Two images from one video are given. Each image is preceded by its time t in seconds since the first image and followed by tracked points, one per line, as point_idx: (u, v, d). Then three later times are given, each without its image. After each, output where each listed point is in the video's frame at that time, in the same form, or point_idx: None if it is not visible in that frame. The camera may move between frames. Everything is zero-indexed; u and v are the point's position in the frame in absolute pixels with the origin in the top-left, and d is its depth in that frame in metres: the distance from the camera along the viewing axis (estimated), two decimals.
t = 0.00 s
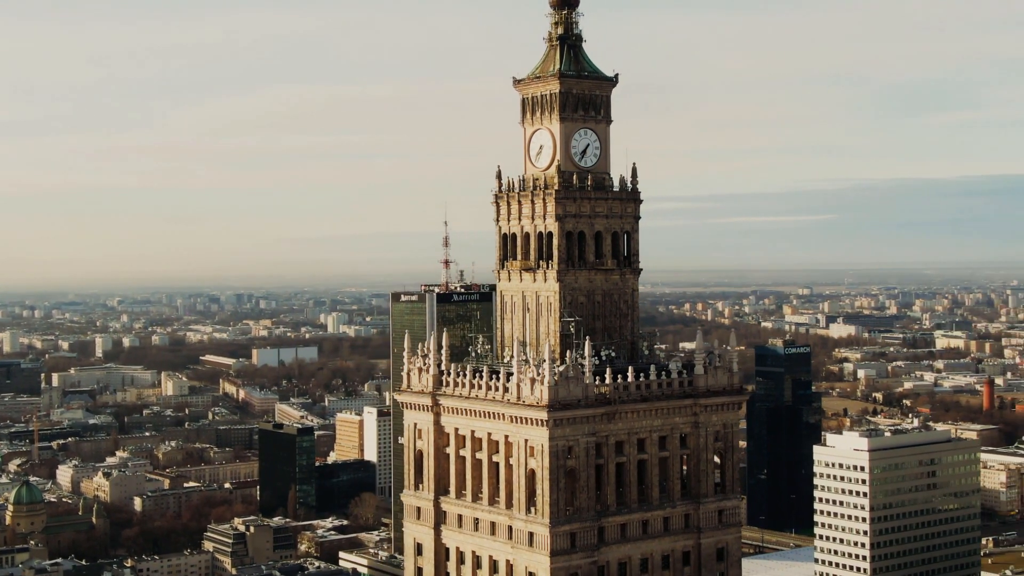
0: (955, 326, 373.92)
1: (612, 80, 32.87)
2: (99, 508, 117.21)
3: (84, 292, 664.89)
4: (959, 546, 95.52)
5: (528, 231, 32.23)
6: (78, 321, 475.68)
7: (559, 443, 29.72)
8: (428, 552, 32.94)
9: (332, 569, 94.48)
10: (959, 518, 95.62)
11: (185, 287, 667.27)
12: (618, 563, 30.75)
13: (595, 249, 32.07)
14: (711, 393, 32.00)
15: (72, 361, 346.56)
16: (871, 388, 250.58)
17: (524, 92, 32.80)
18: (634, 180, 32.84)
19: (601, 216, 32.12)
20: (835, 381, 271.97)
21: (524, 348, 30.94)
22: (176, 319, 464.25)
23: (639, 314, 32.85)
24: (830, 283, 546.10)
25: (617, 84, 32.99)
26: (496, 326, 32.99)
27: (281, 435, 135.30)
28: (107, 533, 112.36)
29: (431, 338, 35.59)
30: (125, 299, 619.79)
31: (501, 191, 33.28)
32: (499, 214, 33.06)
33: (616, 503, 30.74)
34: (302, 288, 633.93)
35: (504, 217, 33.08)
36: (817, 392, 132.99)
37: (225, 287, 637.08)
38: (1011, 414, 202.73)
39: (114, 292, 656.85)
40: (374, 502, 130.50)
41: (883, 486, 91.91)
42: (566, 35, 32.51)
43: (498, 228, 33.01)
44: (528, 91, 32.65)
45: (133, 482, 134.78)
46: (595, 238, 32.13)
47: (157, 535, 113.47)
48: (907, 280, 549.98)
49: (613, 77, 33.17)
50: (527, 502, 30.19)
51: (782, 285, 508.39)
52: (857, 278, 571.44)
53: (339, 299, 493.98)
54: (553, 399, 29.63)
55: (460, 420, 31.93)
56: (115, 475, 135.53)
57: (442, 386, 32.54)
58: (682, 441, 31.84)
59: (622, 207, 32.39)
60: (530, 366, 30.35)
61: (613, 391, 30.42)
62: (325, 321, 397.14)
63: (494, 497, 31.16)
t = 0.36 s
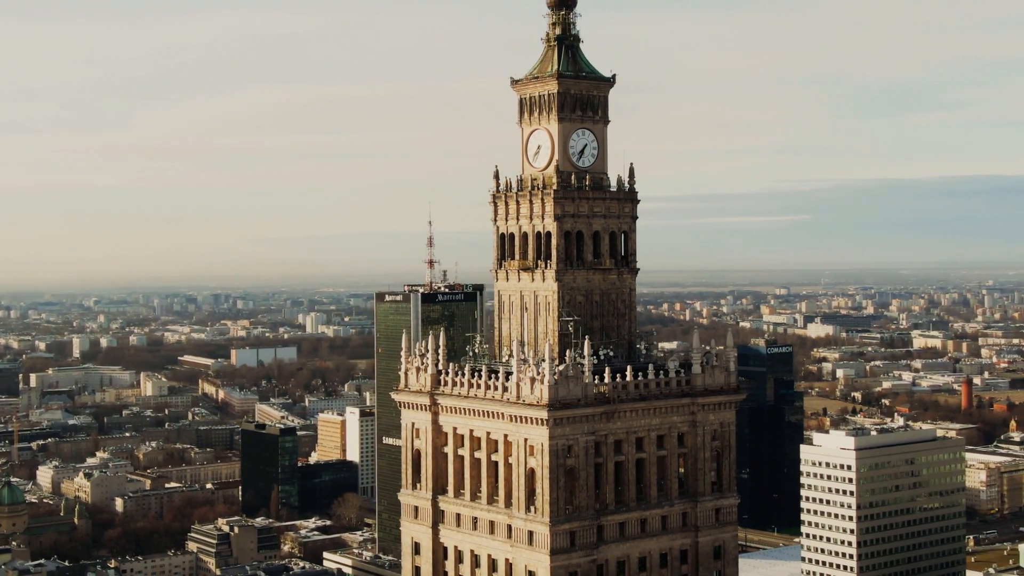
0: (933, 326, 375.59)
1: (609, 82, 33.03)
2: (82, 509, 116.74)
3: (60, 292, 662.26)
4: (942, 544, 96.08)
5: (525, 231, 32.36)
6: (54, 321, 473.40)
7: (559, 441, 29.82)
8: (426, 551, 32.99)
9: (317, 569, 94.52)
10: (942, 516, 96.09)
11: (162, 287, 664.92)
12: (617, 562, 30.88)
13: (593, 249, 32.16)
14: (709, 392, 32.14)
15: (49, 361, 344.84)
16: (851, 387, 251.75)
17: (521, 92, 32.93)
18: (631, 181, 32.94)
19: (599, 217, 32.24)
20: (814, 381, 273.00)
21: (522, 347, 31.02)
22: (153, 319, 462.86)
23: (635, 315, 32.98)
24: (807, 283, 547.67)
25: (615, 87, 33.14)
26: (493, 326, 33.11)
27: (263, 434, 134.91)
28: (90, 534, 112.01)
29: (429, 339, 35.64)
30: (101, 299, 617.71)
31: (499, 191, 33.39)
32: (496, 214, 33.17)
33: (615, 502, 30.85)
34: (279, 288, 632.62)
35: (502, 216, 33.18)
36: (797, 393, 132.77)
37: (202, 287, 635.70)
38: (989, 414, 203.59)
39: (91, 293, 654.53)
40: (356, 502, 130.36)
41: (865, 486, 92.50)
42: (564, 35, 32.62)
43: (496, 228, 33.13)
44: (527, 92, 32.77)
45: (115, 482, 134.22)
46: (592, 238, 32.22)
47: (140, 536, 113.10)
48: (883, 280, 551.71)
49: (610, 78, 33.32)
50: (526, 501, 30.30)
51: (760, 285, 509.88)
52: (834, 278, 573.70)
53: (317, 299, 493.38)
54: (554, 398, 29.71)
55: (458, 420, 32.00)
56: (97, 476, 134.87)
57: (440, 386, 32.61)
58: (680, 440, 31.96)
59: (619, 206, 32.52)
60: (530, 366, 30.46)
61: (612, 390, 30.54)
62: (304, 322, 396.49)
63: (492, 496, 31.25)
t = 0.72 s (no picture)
0: (908, 326, 377.57)
1: (606, 83, 33.18)
2: (63, 511, 116.32)
3: (34, 292, 659.65)
4: (928, 542, 96.89)
5: (522, 231, 32.50)
6: (28, 321, 471.35)
7: (558, 441, 29.95)
8: (424, 551, 33.08)
9: (301, 569, 94.52)
10: (927, 515, 96.78)
11: (138, 287, 662.98)
12: (616, 561, 31.03)
13: (591, 248, 32.29)
14: (706, 391, 32.27)
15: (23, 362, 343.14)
16: (829, 386, 253.09)
17: (520, 92, 33.03)
18: (628, 181, 33.05)
19: (596, 217, 32.40)
20: (792, 381, 273.93)
21: (521, 347, 31.10)
22: (128, 320, 461.44)
23: (632, 314, 33.10)
24: (782, 283, 549.07)
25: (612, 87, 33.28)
26: (491, 325, 33.21)
27: (244, 435, 134.69)
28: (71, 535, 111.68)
29: (425, 340, 35.67)
30: (75, 299, 615.85)
31: (496, 190, 33.50)
32: (494, 213, 33.27)
33: (615, 500, 30.98)
34: (255, 288, 631.41)
35: (499, 216, 33.28)
36: (778, 391, 133.17)
37: (177, 287, 634.23)
38: (966, 413, 204.67)
39: (65, 293, 652.30)
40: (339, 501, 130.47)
41: (851, 486, 93.14)
42: (563, 36, 32.73)
43: (493, 227, 33.25)
44: (525, 92, 32.88)
45: (94, 483, 133.61)
46: (590, 238, 32.35)
47: (122, 537, 112.79)
48: (858, 280, 554.38)
49: (608, 79, 33.43)
50: (526, 500, 30.38)
51: (736, 285, 511.59)
52: (809, 278, 576.29)
53: (293, 299, 492.75)
54: (553, 397, 29.83)
55: (457, 420, 32.07)
56: (77, 476, 134.25)
57: (439, 385, 32.68)
58: (677, 439, 32.10)
59: (616, 206, 32.66)
60: (530, 365, 30.53)
61: (611, 389, 30.68)
62: (281, 322, 395.72)
63: (492, 495, 31.35)
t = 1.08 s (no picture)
0: (885, 326, 379.12)
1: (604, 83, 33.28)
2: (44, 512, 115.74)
3: (10, 292, 656.80)
4: (914, 541, 97.73)
5: (521, 230, 32.58)
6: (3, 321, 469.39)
7: (559, 439, 30.04)
8: (422, 550, 33.14)
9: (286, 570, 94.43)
10: (913, 514, 97.60)
11: (114, 287, 660.87)
12: (615, 559, 31.16)
13: (589, 248, 32.39)
14: (703, 390, 32.40)
15: None
16: (808, 386, 253.92)
17: (517, 92, 33.14)
18: (624, 181, 33.17)
19: (594, 217, 32.52)
20: (772, 380, 274.63)
21: (520, 346, 31.16)
22: (105, 320, 459.93)
23: (629, 313, 33.22)
24: (760, 284, 550.73)
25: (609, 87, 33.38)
26: (489, 324, 33.31)
27: (227, 435, 134.32)
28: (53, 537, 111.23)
29: (423, 340, 35.72)
30: (51, 299, 613.74)
31: (494, 191, 33.58)
32: (491, 214, 33.37)
33: (614, 499, 31.10)
34: (233, 288, 630.17)
35: (497, 216, 33.36)
36: (761, 390, 134.01)
37: (154, 287, 632.39)
38: (945, 413, 205.38)
39: (41, 293, 649.90)
40: (321, 502, 130.43)
41: (839, 484, 93.68)
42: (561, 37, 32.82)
43: (491, 227, 33.34)
44: (522, 93, 32.97)
45: (75, 485, 132.83)
46: (587, 238, 32.46)
47: (104, 538, 112.31)
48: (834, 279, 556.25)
49: (604, 79, 33.53)
50: (526, 499, 30.46)
51: (714, 285, 512.81)
52: (785, 278, 578.14)
53: (271, 299, 491.91)
54: (554, 396, 29.91)
55: (457, 419, 32.15)
56: (57, 477, 133.50)
57: (436, 384, 32.74)
58: (674, 438, 32.25)
59: (614, 206, 32.75)
60: (529, 364, 30.60)
61: (610, 388, 30.78)
62: (259, 322, 394.75)
63: (490, 494, 31.47)
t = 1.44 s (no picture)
0: (861, 326, 380.67)
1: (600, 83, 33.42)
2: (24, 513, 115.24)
3: None
4: (898, 540, 98.29)
5: (520, 231, 32.70)
6: None
7: (558, 438, 30.15)
8: (420, 550, 33.23)
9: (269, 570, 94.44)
10: (898, 512, 98.20)
11: (89, 287, 658.71)
12: (613, 558, 31.28)
13: (587, 248, 32.52)
14: (701, 389, 32.54)
15: None
16: (785, 386, 254.76)
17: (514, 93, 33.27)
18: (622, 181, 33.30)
19: (591, 217, 32.65)
20: (748, 380, 275.27)
21: (520, 346, 31.24)
22: (80, 320, 458.21)
23: (626, 312, 33.34)
24: (736, 284, 552.25)
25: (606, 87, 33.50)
26: (487, 323, 33.43)
27: (208, 437, 134.07)
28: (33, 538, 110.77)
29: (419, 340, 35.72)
30: (25, 299, 611.68)
31: (492, 193, 33.67)
32: (488, 214, 33.51)
33: (612, 498, 31.22)
34: (209, 288, 628.69)
35: (495, 216, 33.48)
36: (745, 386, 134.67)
37: (130, 288, 630.46)
38: (923, 413, 206.22)
39: (16, 293, 647.57)
40: (303, 502, 130.31)
41: (825, 483, 94.23)
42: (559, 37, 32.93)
43: (487, 227, 33.45)
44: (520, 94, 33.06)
45: (55, 486, 132.24)
46: (585, 238, 32.57)
47: (85, 538, 111.93)
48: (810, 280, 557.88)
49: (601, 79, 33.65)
50: (525, 498, 30.56)
51: (690, 285, 513.99)
52: (762, 279, 579.74)
53: (248, 299, 490.84)
54: (554, 395, 30.00)
55: (455, 419, 32.21)
56: (37, 479, 132.91)
57: (435, 385, 32.80)
58: (672, 437, 32.41)
59: (610, 206, 32.88)
60: (529, 364, 30.68)
61: (609, 388, 30.89)
62: (235, 322, 393.77)
63: (489, 493, 31.56)
